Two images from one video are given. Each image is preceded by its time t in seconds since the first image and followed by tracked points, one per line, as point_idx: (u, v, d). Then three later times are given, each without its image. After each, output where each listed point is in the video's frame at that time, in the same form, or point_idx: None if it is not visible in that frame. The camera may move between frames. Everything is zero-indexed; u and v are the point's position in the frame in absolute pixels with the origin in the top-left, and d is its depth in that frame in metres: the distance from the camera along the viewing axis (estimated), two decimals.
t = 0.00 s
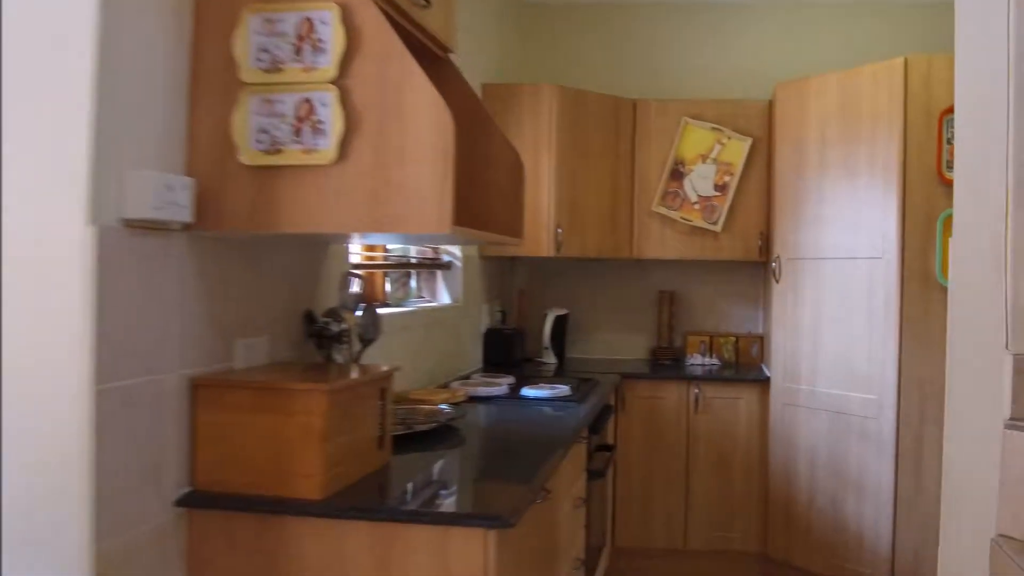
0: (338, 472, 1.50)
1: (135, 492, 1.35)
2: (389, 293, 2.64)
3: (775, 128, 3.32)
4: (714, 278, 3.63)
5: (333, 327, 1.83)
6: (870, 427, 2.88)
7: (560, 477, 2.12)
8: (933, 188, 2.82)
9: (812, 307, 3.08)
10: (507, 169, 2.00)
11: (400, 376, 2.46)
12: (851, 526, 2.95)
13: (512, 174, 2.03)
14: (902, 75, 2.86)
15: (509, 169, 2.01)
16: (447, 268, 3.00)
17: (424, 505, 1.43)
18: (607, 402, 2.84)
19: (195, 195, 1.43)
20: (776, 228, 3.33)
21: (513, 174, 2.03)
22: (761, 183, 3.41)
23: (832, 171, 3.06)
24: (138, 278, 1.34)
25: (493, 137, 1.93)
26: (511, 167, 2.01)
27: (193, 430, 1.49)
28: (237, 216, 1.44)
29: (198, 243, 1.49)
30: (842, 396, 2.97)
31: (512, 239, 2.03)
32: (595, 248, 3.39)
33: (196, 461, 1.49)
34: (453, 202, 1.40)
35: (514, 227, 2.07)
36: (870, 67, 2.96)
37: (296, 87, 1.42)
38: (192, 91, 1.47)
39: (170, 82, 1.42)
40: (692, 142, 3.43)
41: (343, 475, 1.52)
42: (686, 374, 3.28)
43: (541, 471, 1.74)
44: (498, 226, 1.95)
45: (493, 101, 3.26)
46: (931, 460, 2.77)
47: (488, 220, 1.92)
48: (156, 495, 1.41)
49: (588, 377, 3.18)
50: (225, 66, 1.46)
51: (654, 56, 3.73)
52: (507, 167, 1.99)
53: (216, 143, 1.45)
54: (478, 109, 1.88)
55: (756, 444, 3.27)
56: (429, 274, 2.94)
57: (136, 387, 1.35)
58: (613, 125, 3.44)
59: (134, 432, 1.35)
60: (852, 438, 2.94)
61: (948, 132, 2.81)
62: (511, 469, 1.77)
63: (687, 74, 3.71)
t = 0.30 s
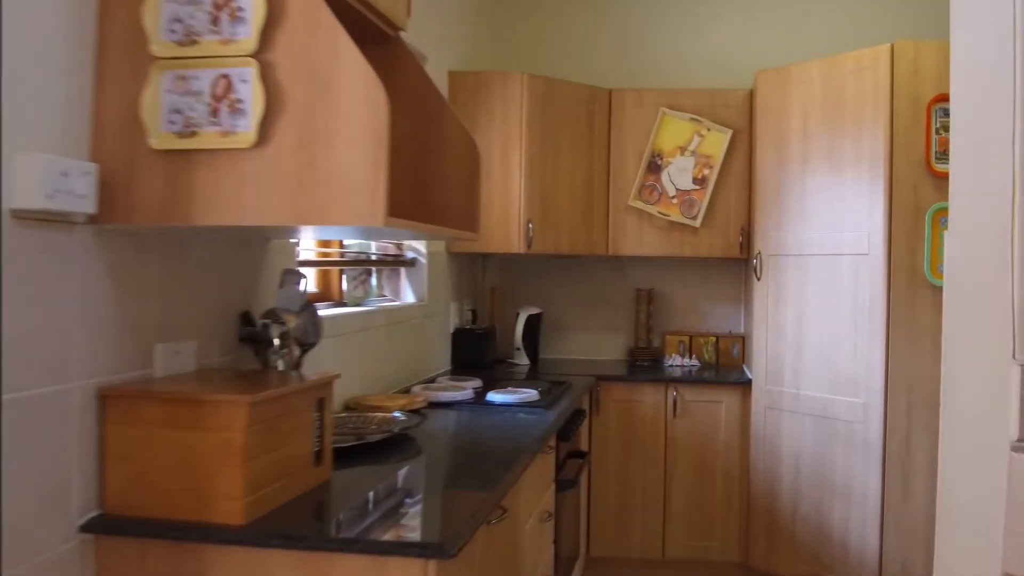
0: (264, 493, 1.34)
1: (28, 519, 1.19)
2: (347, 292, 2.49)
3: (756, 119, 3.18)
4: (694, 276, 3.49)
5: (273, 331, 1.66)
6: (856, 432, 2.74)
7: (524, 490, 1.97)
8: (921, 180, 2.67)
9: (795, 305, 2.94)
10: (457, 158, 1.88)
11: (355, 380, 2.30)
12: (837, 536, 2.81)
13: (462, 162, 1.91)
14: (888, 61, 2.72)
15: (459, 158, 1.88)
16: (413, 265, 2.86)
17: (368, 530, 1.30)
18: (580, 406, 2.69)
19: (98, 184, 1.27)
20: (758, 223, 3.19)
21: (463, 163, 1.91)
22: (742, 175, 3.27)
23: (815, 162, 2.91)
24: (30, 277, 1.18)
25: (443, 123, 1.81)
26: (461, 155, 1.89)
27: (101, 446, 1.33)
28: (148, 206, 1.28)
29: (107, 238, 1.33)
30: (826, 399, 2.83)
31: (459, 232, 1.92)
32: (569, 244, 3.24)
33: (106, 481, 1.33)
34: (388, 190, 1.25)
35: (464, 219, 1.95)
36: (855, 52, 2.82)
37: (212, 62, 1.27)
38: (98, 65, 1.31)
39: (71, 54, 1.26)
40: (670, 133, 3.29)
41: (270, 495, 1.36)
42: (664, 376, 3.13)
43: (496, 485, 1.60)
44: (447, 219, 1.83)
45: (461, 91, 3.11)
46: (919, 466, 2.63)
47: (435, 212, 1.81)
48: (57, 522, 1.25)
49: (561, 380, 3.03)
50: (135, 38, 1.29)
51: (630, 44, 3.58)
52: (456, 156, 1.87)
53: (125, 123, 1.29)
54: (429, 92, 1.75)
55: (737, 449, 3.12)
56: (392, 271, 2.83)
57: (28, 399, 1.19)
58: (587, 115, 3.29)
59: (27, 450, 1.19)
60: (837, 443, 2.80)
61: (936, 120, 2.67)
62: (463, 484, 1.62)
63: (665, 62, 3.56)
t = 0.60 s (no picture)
0: (208, 512, 1.22)
1: None
2: (319, 291, 2.37)
3: (749, 110, 3.07)
4: (686, 274, 3.38)
5: (230, 335, 1.56)
6: (853, 436, 2.63)
7: (502, 500, 1.86)
8: (920, 173, 2.56)
9: (789, 303, 2.83)
10: (428, 153, 1.79)
11: (326, 384, 2.18)
12: (834, 545, 2.70)
13: (437, 157, 1.82)
14: (887, 49, 2.61)
15: (432, 153, 1.80)
16: (392, 263, 2.75)
17: (339, 543, 1.25)
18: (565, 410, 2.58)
19: (20, 173, 1.15)
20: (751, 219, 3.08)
21: (436, 158, 1.82)
22: (734, 169, 3.15)
23: (811, 156, 2.80)
24: None
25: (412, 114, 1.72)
26: (434, 150, 1.80)
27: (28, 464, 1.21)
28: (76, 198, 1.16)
29: (31, 234, 1.21)
30: (822, 402, 2.72)
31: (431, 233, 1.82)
32: (556, 241, 3.13)
33: (34, 501, 1.21)
34: (336, 182, 1.14)
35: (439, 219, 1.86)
36: (852, 40, 2.71)
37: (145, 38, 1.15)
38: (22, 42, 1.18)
39: None
40: (660, 125, 3.18)
41: (215, 514, 1.24)
42: (655, 377, 3.02)
43: (464, 503, 1.48)
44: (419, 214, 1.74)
45: (444, 82, 3.00)
46: (919, 472, 2.54)
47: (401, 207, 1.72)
48: None
49: (547, 381, 2.91)
50: (62, 11, 1.17)
51: (619, 34, 3.47)
52: (428, 151, 1.79)
53: (50, 105, 1.16)
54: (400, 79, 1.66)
55: (730, 453, 3.02)
56: (370, 268, 2.70)
57: None
58: (575, 107, 3.18)
59: None
60: (833, 447, 2.69)
61: (937, 112, 2.56)
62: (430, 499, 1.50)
63: (656, 53, 3.44)
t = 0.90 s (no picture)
0: (145, 531, 1.10)
1: None
2: (294, 287, 2.25)
3: (747, 99, 2.95)
4: (681, 270, 3.26)
5: (189, 333, 1.46)
6: (857, 439, 2.52)
7: (485, 510, 1.74)
8: (927, 164, 2.45)
9: (789, 300, 2.72)
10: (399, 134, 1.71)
11: (299, 386, 2.06)
12: (837, 553, 2.59)
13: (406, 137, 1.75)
14: (891, 32, 2.49)
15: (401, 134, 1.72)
16: (374, 257, 2.63)
17: (317, 551, 1.20)
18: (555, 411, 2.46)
19: None
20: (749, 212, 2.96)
21: (407, 140, 1.75)
22: (732, 161, 3.03)
23: (812, 146, 2.68)
24: None
25: (383, 93, 1.64)
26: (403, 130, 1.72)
27: None
28: None
29: None
30: (823, 403, 2.61)
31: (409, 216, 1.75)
32: (547, 235, 3.01)
33: None
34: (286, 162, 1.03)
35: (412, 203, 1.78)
36: (854, 24, 2.59)
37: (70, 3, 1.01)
38: None
39: None
40: (655, 115, 3.06)
41: (154, 532, 1.12)
42: (650, 376, 2.91)
43: (444, 511, 1.40)
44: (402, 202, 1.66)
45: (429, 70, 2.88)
46: (925, 477, 2.42)
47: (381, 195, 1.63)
48: None
49: (536, 382, 2.80)
50: None
51: (612, 22, 3.35)
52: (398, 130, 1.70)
53: None
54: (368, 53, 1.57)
55: (728, 457, 2.90)
56: (350, 263, 2.58)
57: None
58: (566, 96, 3.06)
59: None
60: (836, 450, 2.58)
61: (943, 99, 2.44)
62: (412, 505, 1.44)
63: (650, 41, 3.32)
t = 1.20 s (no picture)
0: (79, 564, 0.97)
1: None
2: (270, 285, 2.11)
3: (749, 88, 2.83)
4: (679, 267, 3.13)
5: (144, 337, 1.32)
6: (866, 445, 2.42)
7: (473, 526, 1.61)
8: (940, 155, 2.32)
9: (794, 298, 2.60)
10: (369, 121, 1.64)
11: (274, 392, 1.93)
12: (846, 565, 2.48)
13: (376, 126, 1.68)
14: (902, 16, 2.36)
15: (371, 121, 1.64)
16: (358, 254, 2.49)
17: (297, 564, 1.11)
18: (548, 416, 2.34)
19: None
20: (751, 207, 2.83)
21: (376, 127, 1.67)
22: (732, 153, 2.91)
23: (818, 135, 2.55)
24: None
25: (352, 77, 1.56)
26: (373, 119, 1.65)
27: None
28: None
29: None
30: (830, 407, 2.50)
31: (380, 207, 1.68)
32: (540, 231, 2.88)
33: None
34: (231, 141, 0.95)
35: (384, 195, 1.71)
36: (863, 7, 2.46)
37: None
38: None
39: None
40: (652, 105, 2.93)
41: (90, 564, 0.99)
42: (647, 378, 2.78)
43: (434, 522, 1.32)
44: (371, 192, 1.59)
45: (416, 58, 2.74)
46: (939, 483, 2.33)
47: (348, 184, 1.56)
48: None
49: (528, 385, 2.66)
50: None
51: (606, 8, 3.21)
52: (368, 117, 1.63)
53: None
54: (337, 31, 1.49)
55: (729, 463, 2.77)
56: (332, 259, 2.45)
57: None
58: (559, 85, 2.92)
59: None
60: (843, 455, 2.48)
61: (958, 86, 2.32)
62: (400, 513, 1.36)
63: (645, 28, 3.19)
